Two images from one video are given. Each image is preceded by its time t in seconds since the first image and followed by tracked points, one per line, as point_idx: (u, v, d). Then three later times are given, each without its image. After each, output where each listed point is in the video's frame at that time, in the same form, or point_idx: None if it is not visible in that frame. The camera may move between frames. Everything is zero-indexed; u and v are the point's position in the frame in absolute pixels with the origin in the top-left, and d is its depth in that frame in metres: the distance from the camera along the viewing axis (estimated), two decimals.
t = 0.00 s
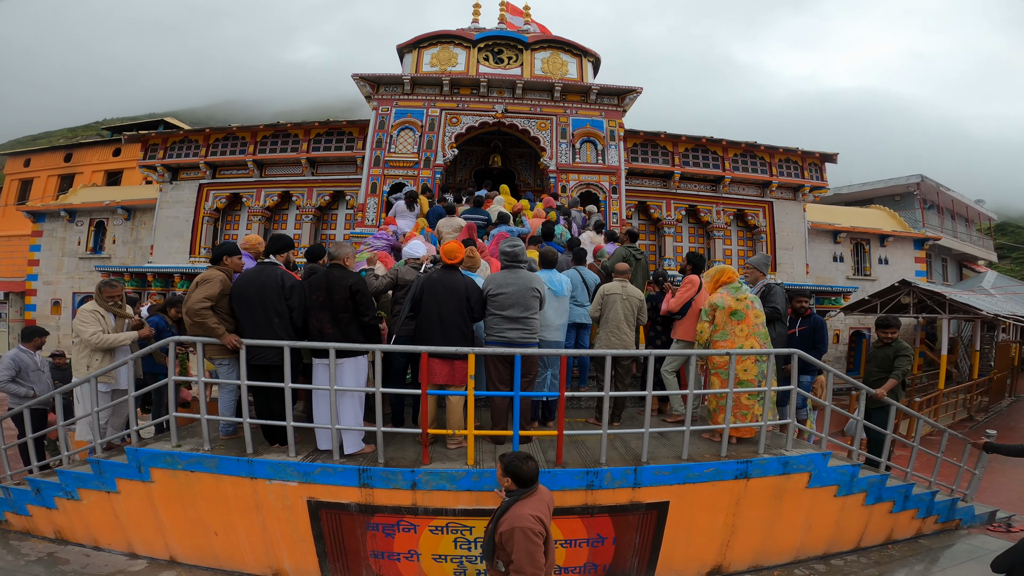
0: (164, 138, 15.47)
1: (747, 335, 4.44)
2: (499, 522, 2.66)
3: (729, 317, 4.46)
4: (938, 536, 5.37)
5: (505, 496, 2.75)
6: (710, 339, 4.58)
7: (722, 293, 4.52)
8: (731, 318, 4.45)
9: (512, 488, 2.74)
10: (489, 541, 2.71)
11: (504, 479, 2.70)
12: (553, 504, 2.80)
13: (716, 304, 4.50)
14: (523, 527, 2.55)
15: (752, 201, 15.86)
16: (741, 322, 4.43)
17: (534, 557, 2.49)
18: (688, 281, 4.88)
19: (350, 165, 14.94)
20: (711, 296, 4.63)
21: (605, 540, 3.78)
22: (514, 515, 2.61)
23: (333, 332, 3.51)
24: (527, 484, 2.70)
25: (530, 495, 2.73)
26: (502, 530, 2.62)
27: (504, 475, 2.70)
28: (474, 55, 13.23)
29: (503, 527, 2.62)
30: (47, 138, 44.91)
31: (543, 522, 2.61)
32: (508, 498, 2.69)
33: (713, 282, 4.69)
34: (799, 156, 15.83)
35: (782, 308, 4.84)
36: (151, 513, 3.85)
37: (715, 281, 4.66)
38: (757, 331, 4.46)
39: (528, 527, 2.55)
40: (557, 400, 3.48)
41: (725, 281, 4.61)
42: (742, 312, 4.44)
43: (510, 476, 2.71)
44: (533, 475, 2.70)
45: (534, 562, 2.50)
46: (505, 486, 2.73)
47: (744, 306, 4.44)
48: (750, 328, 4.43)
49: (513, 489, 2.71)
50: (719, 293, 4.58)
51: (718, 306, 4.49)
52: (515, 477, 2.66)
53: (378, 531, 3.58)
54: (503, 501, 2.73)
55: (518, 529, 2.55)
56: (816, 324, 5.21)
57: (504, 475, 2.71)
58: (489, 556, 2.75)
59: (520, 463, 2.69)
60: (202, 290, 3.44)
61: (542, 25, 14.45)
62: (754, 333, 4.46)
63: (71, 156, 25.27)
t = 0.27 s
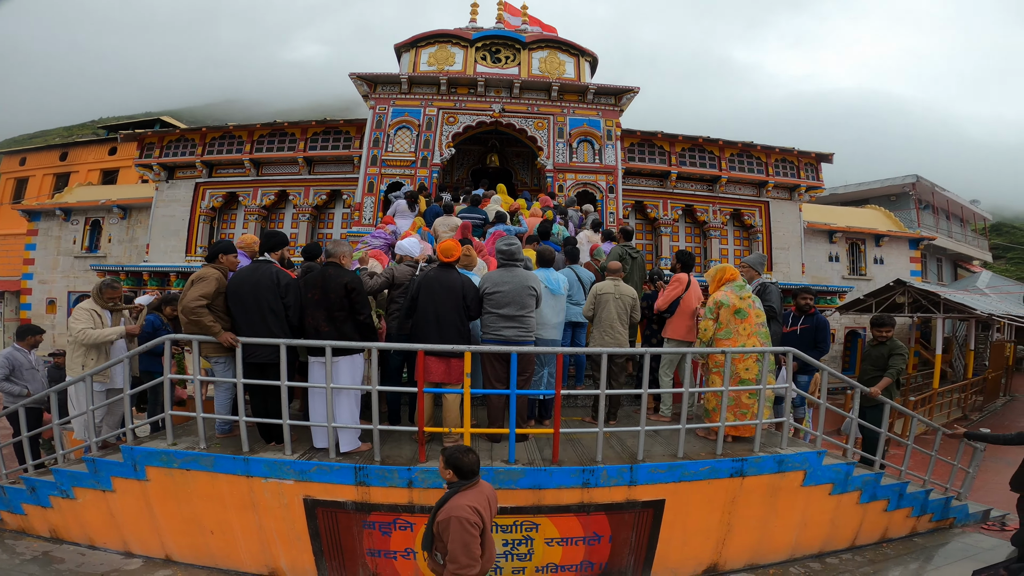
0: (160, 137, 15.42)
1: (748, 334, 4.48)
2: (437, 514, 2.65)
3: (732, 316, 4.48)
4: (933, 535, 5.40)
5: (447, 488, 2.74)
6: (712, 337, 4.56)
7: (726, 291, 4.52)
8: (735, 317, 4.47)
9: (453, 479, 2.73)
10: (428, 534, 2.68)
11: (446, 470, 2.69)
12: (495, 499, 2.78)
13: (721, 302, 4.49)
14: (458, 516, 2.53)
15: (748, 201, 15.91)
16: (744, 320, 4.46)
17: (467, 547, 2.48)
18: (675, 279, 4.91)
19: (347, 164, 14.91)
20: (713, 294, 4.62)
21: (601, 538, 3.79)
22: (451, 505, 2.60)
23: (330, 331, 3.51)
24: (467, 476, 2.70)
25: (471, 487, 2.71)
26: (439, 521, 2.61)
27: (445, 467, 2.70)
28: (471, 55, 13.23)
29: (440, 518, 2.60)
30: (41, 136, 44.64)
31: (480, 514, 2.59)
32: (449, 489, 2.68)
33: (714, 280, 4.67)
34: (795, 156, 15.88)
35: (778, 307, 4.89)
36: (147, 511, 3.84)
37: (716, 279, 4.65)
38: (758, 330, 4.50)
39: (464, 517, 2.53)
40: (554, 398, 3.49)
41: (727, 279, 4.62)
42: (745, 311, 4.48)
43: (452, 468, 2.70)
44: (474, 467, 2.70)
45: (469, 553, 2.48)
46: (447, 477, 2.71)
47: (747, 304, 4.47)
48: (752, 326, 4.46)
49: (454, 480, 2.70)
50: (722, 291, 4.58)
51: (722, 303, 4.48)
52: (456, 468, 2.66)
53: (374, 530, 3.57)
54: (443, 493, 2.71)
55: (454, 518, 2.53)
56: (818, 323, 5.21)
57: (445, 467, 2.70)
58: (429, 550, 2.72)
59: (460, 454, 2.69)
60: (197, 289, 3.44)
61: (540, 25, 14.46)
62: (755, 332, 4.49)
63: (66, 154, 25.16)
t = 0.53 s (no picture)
0: (160, 139, 15.43)
1: (751, 331, 4.47)
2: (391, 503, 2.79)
3: (736, 313, 4.47)
4: (935, 532, 5.40)
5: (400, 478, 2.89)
6: (716, 334, 4.52)
7: (728, 288, 4.53)
8: (738, 314, 4.46)
9: (407, 469, 2.89)
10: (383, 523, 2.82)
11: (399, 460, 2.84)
12: (447, 488, 2.94)
13: (725, 299, 4.49)
14: (410, 504, 2.68)
15: (748, 200, 15.93)
16: (747, 318, 4.46)
17: (419, 534, 2.62)
18: (665, 277, 4.94)
19: (347, 165, 14.93)
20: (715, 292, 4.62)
21: (603, 536, 3.79)
22: (404, 493, 2.75)
23: (331, 329, 3.51)
24: (420, 464, 2.86)
25: (424, 476, 2.87)
26: (393, 510, 2.76)
27: (398, 457, 2.85)
28: (471, 56, 13.26)
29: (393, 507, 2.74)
30: (41, 139, 44.66)
31: (432, 502, 2.75)
32: (402, 478, 2.83)
33: (715, 277, 4.68)
34: (794, 156, 15.91)
35: (778, 304, 4.91)
36: (148, 511, 3.84)
37: (717, 276, 4.67)
38: (760, 328, 4.49)
39: (415, 503, 2.68)
40: (555, 396, 3.49)
41: (728, 277, 4.64)
42: (748, 308, 4.48)
43: (405, 457, 2.86)
44: (426, 455, 2.87)
45: (420, 540, 2.62)
46: (399, 467, 2.86)
47: (750, 302, 4.48)
48: (755, 324, 4.46)
49: (407, 469, 2.86)
50: (724, 289, 4.59)
51: (725, 300, 4.48)
52: (409, 457, 2.82)
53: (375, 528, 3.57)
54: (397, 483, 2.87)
55: (406, 506, 2.69)
56: (824, 323, 5.23)
57: (398, 457, 2.85)
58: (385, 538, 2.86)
59: (412, 444, 2.85)
60: (198, 288, 3.43)
61: (539, 26, 14.49)
62: (757, 330, 4.48)
63: (66, 157, 25.18)
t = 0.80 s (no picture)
0: (156, 144, 15.43)
1: (743, 330, 4.51)
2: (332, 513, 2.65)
3: (729, 311, 4.48)
4: (935, 530, 5.42)
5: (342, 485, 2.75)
6: (711, 334, 4.53)
7: (720, 287, 4.55)
8: (731, 312, 4.48)
9: (348, 474, 2.76)
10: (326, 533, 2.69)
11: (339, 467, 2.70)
12: (393, 492, 2.82)
13: (718, 298, 4.50)
14: (349, 511, 2.55)
15: (743, 202, 16.02)
16: (740, 316, 4.48)
17: (359, 541, 2.49)
18: (655, 278, 4.98)
19: (343, 169, 14.96)
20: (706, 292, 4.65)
21: (602, 535, 3.79)
22: (343, 500, 2.62)
23: (329, 331, 3.52)
24: (362, 468, 2.74)
25: (366, 482, 2.74)
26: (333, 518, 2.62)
27: (338, 464, 2.71)
28: (466, 60, 13.34)
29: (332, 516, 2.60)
30: (37, 145, 44.57)
31: (374, 507, 2.62)
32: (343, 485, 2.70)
33: (706, 277, 4.73)
34: (788, 157, 16.03)
35: (773, 304, 4.92)
36: (146, 514, 3.83)
37: (708, 276, 4.71)
38: (751, 326, 4.54)
39: (353, 510, 2.55)
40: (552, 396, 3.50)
41: (718, 277, 4.70)
42: (740, 307, 4.51)
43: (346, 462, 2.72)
44: (367, 459, 2.74)
45: (360, 546, 2.50)
46: (340, 473, 2.73)
47: (741, 300, 4.52)
48: (746, 322, 4.50)
49: (348, 475, 2.72)
50: (716, 288, 4.61)
51: (719, 299, 4.49)
52: (348, 462, 2.69)
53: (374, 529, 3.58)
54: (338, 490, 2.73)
55: (345, 513, 2.55)
56: (821, 323, 5.24)
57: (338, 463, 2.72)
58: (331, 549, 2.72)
59: (351, 448, 2.72)
60: (196, 291, 3.43)
61: (534, 30, 14.59)
62: (748, 329, 4.53)
63: (62, 163, 25.13)
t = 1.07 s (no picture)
0: (152, 148, 15.39)
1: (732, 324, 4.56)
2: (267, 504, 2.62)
3: (721, 307, 4.51)
4: (936, 524, 5.44)
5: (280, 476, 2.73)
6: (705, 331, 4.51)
7: (709, 285, 4.52)
8: (723, 308, 4.50)
9: (286, 466, 2.73)
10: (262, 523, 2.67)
11: (277, 457, 2.68)
12: (332, 485, 2.80)
13: (711, 294, 4.49)
14: (283, 502, 2.52)
15: (738, 200, 16.09)
16: (729, 311, 4.53)
17: (293, 533, 2.48)
18: (654, 274, 4.97)
19: (340, 172, 14.95)
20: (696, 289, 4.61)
21: (604, 532, 3.79)
22: (278, 491, 2.58)
23: (327, 329, 3.51)
24: (300, 460, 2.71)
25: (305, 473, 2.72)
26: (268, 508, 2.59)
27: (276, 454, 2.69)
28: (462, 62, 13.37)
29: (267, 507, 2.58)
30: (32, 151, 44.39)
31: (310, 499, 2.60)
32: (280, 475, 2.68)
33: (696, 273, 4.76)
34: (782, 156, 16.11)
35: (770, 300, 4.87)
36: (146, 514, 3.81)
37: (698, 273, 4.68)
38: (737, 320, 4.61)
39: (288, 501, 2.52)
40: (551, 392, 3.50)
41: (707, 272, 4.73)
42: (729, 302, 4.56)
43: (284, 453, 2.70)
44: (307, 451, 2.72)
45: (295, 538, 2.49)
46: (279, 463, 2.71)
47: (730, 295, 4.58)
48: (734, 317, 4.57)
49: (286, 466, 2.70)
50: (704, 285, 4.59)
51: (712, 295, 4.49)
52: (286, 452, 2.67)
53: (375, 528, 3.57)
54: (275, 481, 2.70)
55: (279, 505, 2.52)
56: (817, 317, 5.27)
57: (276, 454, 2.69)
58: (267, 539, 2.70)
59: (291, 439, 2.70)
60: (194, 290, 3.42)
61: (528, 32, 14.64)
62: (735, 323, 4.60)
63: (57, 168, 25.02)
